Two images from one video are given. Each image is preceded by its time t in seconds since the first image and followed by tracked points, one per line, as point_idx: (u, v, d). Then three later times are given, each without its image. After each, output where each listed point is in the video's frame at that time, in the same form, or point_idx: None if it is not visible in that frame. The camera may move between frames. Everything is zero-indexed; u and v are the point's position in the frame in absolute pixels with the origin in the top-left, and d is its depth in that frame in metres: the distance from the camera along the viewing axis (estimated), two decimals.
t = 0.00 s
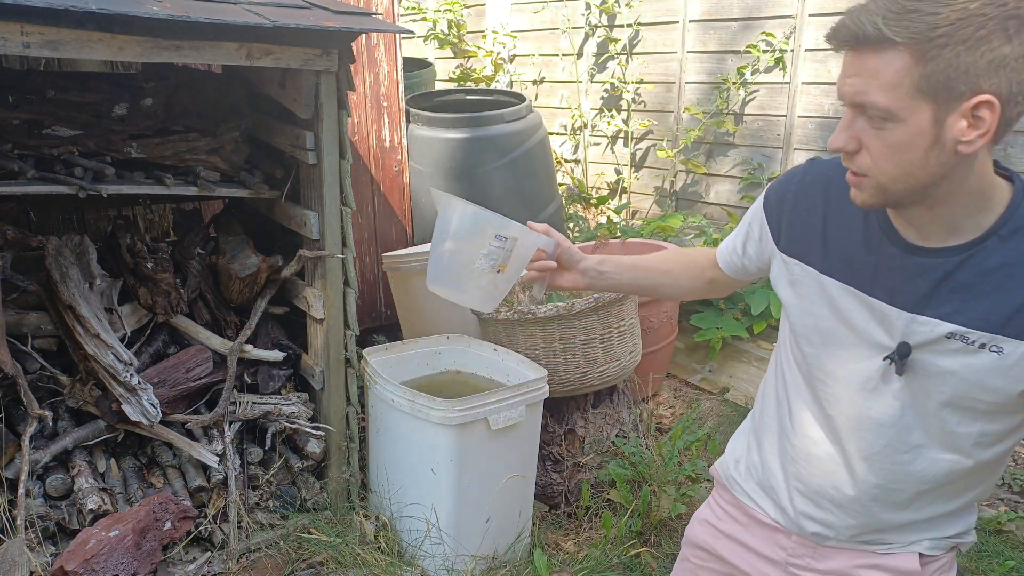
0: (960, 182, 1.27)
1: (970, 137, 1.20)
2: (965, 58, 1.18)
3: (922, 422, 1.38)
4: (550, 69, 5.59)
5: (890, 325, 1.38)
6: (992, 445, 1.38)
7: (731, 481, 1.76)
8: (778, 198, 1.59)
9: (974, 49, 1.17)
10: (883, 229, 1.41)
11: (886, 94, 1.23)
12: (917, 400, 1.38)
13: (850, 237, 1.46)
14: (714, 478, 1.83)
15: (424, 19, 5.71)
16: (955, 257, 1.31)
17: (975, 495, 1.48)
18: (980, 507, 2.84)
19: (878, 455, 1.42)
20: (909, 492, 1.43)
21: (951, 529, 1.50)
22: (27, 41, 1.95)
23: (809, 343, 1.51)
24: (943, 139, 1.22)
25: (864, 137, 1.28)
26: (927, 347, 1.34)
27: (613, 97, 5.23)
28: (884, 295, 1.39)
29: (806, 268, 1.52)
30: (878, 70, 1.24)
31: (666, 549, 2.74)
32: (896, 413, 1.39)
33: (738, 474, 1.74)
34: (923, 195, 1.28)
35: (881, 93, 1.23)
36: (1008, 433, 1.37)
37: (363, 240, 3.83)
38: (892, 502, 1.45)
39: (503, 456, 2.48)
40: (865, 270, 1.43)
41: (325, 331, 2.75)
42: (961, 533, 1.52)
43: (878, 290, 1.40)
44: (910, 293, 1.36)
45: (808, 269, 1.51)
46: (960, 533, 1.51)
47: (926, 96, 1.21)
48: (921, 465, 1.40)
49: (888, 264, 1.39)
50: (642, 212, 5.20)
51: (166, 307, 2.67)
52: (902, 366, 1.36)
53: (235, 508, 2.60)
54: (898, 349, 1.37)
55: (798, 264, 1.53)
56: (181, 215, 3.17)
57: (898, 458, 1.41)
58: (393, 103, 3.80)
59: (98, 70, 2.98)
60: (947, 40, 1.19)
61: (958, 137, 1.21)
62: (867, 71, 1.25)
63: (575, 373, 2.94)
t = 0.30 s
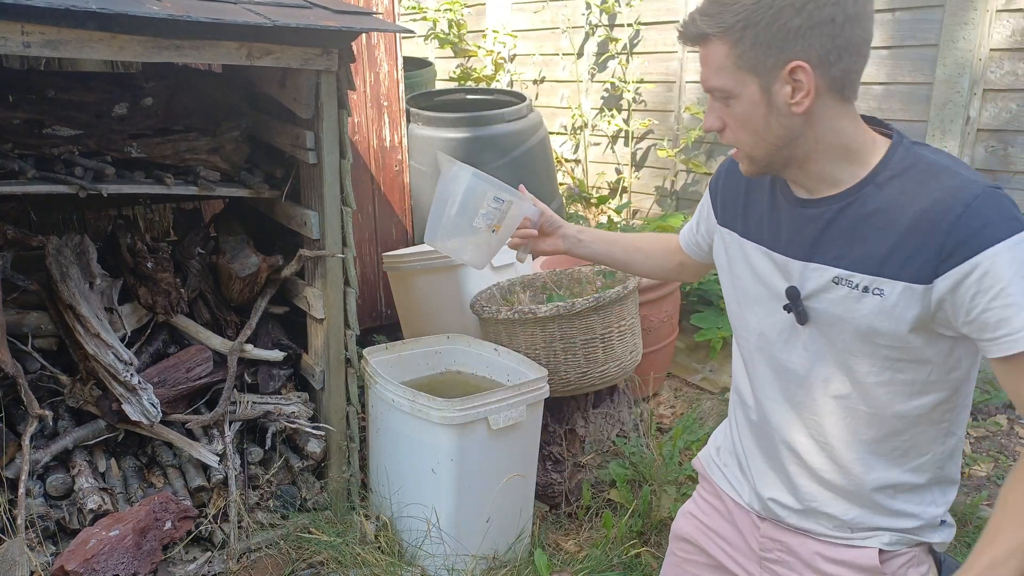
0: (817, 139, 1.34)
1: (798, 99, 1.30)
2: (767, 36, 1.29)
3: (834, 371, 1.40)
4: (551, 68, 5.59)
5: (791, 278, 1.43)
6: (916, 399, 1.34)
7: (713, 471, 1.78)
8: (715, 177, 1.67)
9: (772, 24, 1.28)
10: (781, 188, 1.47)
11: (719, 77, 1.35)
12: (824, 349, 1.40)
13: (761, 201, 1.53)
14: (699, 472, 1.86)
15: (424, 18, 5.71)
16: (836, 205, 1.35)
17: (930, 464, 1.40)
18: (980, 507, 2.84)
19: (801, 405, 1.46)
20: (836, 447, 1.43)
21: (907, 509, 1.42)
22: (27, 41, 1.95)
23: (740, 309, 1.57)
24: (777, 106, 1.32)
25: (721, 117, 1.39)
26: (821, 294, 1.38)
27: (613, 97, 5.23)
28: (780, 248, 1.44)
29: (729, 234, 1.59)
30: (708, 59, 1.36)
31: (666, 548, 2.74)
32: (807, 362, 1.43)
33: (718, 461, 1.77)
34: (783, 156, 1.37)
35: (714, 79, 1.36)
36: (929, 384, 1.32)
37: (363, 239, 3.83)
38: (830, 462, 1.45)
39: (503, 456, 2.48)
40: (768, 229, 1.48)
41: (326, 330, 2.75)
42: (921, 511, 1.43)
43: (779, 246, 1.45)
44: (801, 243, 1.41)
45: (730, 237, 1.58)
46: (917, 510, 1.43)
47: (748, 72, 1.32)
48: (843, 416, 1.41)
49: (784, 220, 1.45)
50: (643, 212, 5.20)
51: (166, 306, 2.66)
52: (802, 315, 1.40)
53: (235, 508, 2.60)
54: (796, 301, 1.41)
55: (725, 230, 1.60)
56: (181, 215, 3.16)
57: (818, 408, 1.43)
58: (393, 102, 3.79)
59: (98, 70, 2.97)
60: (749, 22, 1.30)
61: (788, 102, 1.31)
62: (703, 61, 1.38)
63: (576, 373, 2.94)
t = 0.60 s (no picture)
0: (678, 141, 1.55)
1: (655, 108, 1.52)
2: (621, 59, 1.52)
3: (726, 345, 1.62)
4: (550, 69, 5.58)
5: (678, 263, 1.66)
6: (798, 361, 1.54)
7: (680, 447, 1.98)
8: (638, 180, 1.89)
9: (622, 50, 1.52)
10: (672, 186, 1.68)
11: (591, 100, 1.57)
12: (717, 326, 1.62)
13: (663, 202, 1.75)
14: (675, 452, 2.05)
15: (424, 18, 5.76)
16: (699, 195, 1.56)
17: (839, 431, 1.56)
18: (979, 507, 2.85)
19: (711, 381, 1.69)
20: (741, 411, 1.64)
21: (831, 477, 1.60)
22: (27, 41, 1.95)
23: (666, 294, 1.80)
24: (640, 117, 1.54)
25: (603, 135, 1.60)
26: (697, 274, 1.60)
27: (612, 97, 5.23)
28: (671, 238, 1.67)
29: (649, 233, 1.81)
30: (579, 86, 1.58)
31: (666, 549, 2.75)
32: (706, 341, 1.65)
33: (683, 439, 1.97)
34: (656, 160, 1.59)
35: (588, 102, 1.58)
36: (802, 347, 1.52)
37: (363, 240, 3.83)
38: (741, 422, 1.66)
39: (503, 456, 2.48)
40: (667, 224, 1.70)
41: (326, 331, 2.75)
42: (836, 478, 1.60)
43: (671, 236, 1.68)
44: (679, 231, 1.62)
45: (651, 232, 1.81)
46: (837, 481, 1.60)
47: (611, 92, 1.53)
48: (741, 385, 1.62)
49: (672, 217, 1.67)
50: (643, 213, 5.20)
51: (166, 306, 2.66)
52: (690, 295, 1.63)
53: (235, 508, 2.60)
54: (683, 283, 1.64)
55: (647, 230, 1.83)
56: (181, 215, 3.16)
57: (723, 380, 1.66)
58: (393, 103, 3.80)
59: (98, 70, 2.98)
60: (603, 51, 1.53)
61: (647, 112, 1.53)
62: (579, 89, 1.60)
63: (575, 373, 2.95)
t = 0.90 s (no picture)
0: (637, 145, 1.57)
1: (609, 118, 1.54)
2: (570, 75, 1.54)
3: (698, 336, 1.62)
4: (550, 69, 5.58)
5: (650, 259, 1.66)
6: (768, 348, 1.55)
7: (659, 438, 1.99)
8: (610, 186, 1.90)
9: (570, 65, 1.54)
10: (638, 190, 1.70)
11: (549, 118, 1.60)
12: (688, 317, 1.62)
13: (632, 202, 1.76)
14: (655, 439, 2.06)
15: (424, 18, 5.82)
16: (665, 192, 1.57)
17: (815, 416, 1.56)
18: (979, 507, 2.85)
19: (686, 374, 1.69)
20: (714, 399, 1.65)
21: (805, 461, 1.62)
22: (27, 41, 1.95)
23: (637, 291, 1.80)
24: (597, 128, 1.56)
25: (565, 150, 1.63)
26: (670, 270, 1.60)
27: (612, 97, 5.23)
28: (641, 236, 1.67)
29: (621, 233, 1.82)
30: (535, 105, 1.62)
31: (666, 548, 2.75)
32: (679, 334, 1.65)
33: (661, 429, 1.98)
34: (619, 167, 1.60)
35: (545, 121, 1.61)
36: (770, 332, 1.53)
37: (363, 240, 3.83)
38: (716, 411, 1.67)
39: (502, 456, 2.48)
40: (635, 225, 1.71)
41: (326, 331, 2.75)
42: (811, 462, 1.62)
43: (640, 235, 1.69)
44: (647, 230, 1.64)
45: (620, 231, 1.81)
46: (810, 464, 1.62)
47: (566, 107, 1.57)
48: (715, 375, 1.62)
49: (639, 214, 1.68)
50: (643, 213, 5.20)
51: (166, 307, 2.66)
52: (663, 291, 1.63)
53: (235, 508, 2.60)
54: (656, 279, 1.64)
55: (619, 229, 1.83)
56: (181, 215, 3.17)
57: (698, 372, 1.66)
58: (393, 103, 3.80)
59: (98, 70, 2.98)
60: (553, 69, 1.57)
61: (603, 122, 1.55)
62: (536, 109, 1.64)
63: (575, 373, 2.95)
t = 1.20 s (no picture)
0: (652, 140, 1.56)
1: (625, 111, 1.54)
2: (589, 62, 1.53)
3: (700, 343, 1.62)
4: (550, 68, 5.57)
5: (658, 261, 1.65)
6: (769, 359, 1.55)
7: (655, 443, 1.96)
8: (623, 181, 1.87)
9: (590, 53, 1.53)
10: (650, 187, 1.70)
11: (563, 103, 1.59)
12: (690, 324, 1.62)
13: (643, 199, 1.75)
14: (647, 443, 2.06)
15: (424, 18, 5.82)
16: (677, 195, 1.57)
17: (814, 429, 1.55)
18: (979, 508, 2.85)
19: (684, 379, 1.69)
20: (713, 406, 1.65)
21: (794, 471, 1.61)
22: (27, 41, 1.95)
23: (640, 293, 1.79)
24: (611, 119, 1.55)
25: (577, 137, 1.62)
26: (677, 273, 1.60)
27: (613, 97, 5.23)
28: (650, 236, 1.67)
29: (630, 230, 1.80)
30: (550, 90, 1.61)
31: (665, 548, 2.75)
32: (681, 338, 1.66)
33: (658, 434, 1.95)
34: (630, 159, 1.60)
35: (559, 105, 1.60)
36: (772, 344, 1.53)
37: (363, 240, 3.83)
38: (713, 419, 1.66)
39: (503, 457, 2.48)
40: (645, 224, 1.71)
41: (326, 331, 2.75)
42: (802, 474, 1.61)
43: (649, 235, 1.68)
44: (657, 231, 1.64)
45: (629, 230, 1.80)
46: (801, 475, 1.61)
47: (582, 95, 1.56)
48: (716, 382, 1.63)
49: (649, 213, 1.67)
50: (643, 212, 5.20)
51: (166, 306, 2.66)
52: (668, 294, 1.63)
53: (235, 508, 2.60)
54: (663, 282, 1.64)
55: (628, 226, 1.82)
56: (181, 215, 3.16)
57: (698, 378, 1.66)
58: (393, 103, 3.80)
59: (98, 70, 2.98)
60: (573, 53, 1.55)
61: (618, 114, 1.54)
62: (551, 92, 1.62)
63: (575, 373, 2.95)
